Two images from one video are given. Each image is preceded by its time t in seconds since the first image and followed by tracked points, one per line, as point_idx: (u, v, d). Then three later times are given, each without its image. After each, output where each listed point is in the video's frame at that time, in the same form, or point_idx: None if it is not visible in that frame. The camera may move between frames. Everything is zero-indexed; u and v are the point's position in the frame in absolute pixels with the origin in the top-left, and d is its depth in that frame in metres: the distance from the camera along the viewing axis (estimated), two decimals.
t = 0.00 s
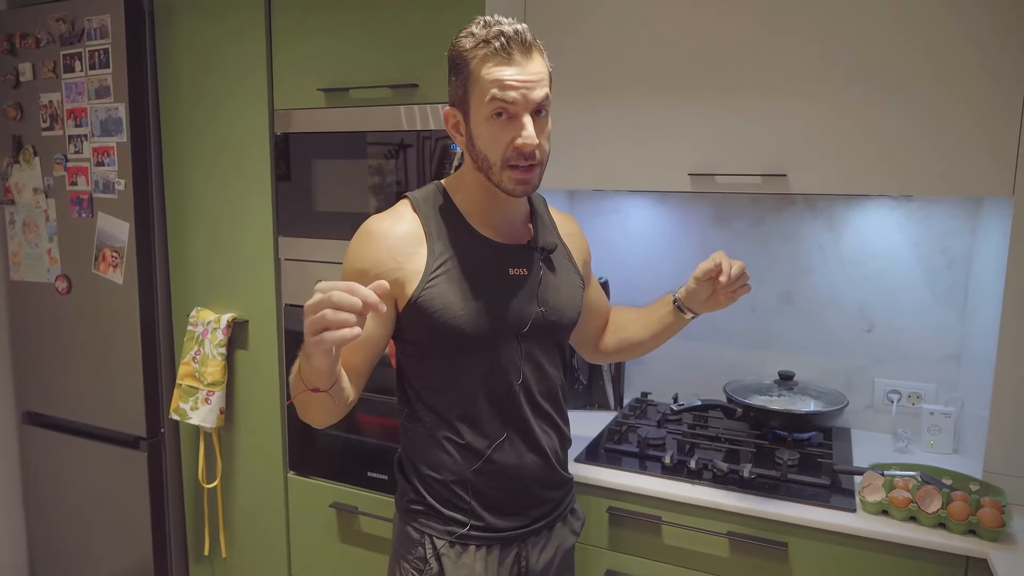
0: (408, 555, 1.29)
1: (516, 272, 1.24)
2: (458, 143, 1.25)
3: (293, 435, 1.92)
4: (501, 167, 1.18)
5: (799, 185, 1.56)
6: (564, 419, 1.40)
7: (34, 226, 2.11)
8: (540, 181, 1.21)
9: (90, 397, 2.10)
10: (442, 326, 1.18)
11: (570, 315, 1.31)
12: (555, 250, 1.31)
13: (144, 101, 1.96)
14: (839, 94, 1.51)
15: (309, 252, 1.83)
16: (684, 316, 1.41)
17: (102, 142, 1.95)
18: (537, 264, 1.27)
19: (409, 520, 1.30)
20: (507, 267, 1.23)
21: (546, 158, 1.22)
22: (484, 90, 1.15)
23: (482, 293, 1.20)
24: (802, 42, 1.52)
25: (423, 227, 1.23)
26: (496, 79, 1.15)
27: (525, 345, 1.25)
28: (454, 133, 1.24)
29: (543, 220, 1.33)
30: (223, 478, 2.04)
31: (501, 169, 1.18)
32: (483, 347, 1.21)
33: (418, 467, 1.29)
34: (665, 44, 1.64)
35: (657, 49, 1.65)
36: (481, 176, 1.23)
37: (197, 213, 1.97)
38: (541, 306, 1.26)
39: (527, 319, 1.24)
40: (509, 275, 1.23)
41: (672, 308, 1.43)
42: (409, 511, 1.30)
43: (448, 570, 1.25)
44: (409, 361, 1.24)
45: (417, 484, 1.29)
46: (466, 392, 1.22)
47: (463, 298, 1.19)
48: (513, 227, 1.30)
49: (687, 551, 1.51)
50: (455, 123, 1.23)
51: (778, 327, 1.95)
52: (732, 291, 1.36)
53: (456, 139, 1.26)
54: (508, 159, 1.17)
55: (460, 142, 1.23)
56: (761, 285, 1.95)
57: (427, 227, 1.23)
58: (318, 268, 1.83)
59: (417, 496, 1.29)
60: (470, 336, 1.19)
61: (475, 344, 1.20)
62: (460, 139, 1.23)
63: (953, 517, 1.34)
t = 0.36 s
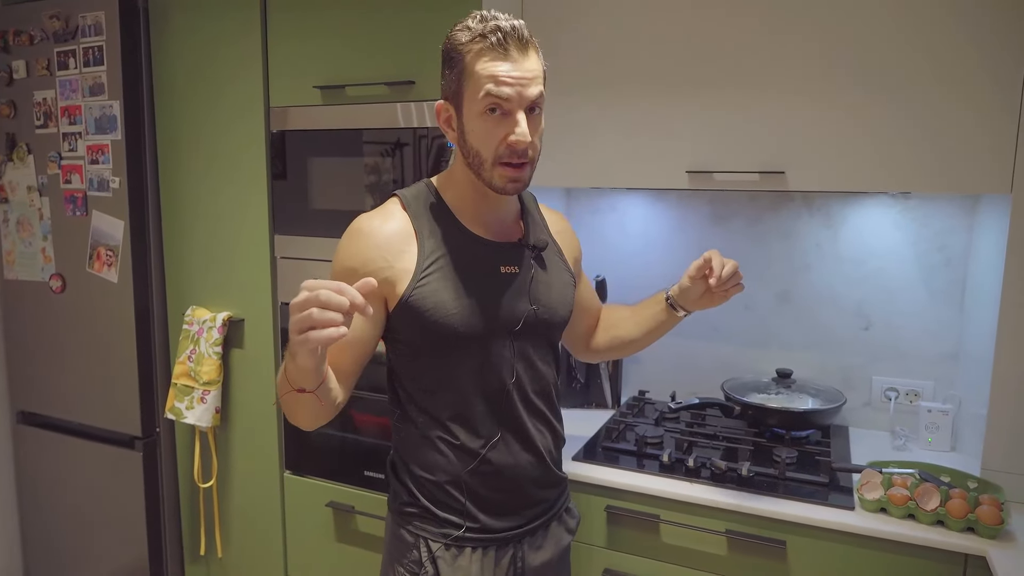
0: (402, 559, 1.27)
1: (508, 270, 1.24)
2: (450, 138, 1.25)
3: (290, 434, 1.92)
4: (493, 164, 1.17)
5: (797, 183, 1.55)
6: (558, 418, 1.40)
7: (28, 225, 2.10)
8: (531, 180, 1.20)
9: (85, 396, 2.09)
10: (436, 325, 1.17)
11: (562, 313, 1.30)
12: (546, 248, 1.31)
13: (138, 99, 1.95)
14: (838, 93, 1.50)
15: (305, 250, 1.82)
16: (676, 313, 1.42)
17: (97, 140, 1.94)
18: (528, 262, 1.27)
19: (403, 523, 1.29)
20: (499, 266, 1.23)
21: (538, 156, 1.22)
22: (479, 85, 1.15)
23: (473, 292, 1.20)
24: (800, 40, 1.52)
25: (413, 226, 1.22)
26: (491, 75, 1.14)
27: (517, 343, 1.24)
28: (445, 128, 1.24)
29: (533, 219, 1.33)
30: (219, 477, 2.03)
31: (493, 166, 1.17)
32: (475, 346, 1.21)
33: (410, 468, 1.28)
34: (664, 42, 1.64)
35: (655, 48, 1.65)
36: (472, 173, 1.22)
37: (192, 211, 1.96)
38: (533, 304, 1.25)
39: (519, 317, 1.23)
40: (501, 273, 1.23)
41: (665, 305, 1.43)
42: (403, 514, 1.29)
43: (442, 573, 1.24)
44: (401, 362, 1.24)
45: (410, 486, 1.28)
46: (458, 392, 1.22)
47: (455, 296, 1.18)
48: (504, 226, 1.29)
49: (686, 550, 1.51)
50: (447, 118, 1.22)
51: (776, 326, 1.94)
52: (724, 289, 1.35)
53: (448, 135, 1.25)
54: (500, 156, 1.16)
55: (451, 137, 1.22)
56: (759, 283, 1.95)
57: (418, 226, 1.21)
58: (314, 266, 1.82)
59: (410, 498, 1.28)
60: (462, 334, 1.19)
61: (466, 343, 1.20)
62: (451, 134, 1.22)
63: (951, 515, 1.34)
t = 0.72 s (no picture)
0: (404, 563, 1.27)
1: (503, 271, 1.23)
2: (464, 134, 1.19)
3: (285, 435, 1.91)
4: (529, 167, 1.18)
5: (794, 183, 1.55)
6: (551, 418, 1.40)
7: (21, 225, 2.08)
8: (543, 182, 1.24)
9: (78, 398, 2.08)
10: (435, 328, 1.16)
11: (554, 313, 1.31)
12: (536, 248, 1.32)
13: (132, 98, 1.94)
14: (835, 93, 1.50)
15: (301, 251, 1.82)
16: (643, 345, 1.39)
17: (90, 139, 1.93)
18: (521, 262, 1.27)
19: (403, 527, 1.28)
20: (495, 267, 1.22)
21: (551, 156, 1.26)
22: (526, 90, 1.13)
23: (473, 293, 1.18)
24: (797, 40, 1.52)
25: (406, 227, 1.19)
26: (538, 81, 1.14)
27: (514, 345, 1.24)
28: (463, 125, 1.18)
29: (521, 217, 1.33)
30: (214, 478, 2.02)
31: (527, 168, 1.18)
32: (471, 349, 1.19)
33: (408, 471, 1.28)
34: (659, 41, 1.64)
35: (652, 48, 1.64)
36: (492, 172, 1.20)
37: (186, 211, 1.95)
38: (528, 305, 1.25)
39: (516, 318, 1.23)
40: (497, 275, 1.22)
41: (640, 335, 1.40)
42: (402, 519, 1.28)
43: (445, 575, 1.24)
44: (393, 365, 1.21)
45: (410, 490, 1.27)
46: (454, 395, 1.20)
47: (457, 299, 1.17)
48: (497, 225, 1.30)
49: (681, 550, 1.50)
50: (467, 114, 1.16)
51: (772, 326, 1.94)
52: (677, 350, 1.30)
53: (460, 130, 1.20)
54: (537, 159, 1.18)
55: (472, 135, 1.18)
56: (755, 283, 1.95)
57: (411, 227, 1.19)
58: (309, 267, 1.81)
59: (410, 502, 1.28)
60: (461, 337, 1.18)
61: (464, 346, 1.18)
62: (472, 132, 1.17)
63: (948, 514, 1.33)
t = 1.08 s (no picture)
0: (420, 561, 1.30)
1: (522, 270, 1.27)
2: (471, 135, 1.22)
3: (280, 438, 1.92)
4: (526, 163, 1.19)
5: (783, 188, 1.57)
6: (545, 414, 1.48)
7: (16, 229, 2.08)
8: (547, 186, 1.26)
9: (73, 401, 2.08)
10: (471, 326, 1.18)
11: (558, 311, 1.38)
12: (541, 249, 1.38)
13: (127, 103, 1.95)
14: (824, 100, 1.52)
15: (296, 254, 1.83)
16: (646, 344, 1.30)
17: (85, 144, 1.94)
18: (536, 264, 1.33)
19: (417, 527, 1.31)
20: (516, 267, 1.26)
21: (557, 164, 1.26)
22: (524, 86, 1.17)
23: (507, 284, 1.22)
24: (787, 46, 1.54)
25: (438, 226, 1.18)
26: (537, 80, 1.17)
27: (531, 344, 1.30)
28: (467, 124, 1.21)
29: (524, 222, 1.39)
30: (209, 481, 2.03)
31: (527, 164, 1.19)
32: (502, 342, 1.23)
33: (421, 473, 1.30)
34: (651, 48, 1.66)
35: (645, 54, 1.66)
36: (496, 169, 1.21)
37: (182, 215, 1.96)
38: (542, 303, 1.30)
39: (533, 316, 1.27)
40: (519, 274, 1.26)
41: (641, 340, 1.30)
42: (417, 519, 1.31)
43: (463, 571, 1.29)
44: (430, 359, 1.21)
45: (423, 491, 1.30)
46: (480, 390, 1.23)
47: (495, 291, 1.20)
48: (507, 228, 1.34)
49: (673, 551, 1.52)
50: (473, 113, 1.19)
51: (763, 328, 1.96)
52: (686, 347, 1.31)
53: (467, 130, 1.22)
54: (535, 156, 1.19)
55: (474, 132, 1.20)
56: (746, 287, 1.97)
57: (443, 227, 1.18)
58: (304, 271, 1.82)
59: (424, 503, 1.30)
60: (492, 332, 1.20)
61: (490, 342, 1.21)
62: (476, 130, 1.20)
63: (934, 515, 1.36)
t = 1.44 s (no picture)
0: (414, 554, 1.32)
1: (525, 275, 1.27)
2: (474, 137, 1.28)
3: (278, 438, 1.92)
4: (503, 158, 1.19)
5: (781, 187, 1.58)
6: (553, 418, 1.48)
7: (13, 228, 2.08)
8: (538, 184, 1.23)
9: (71, 401, 2.08)
10: (459, 329, 1.19)
11: (566, 316, 1.37)
12: (552, 256, 1.37)
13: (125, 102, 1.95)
14: (822, 99, 1.53)
15: (294, 254, 1.83)
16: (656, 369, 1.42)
17: (82, 143, 1.94)
18: (542, 268, 1.32)
19: (413, 521, 1.33)
20: (518, 271, 1.27)
21: (550, 163, 1.23)
22: (503, 80, 1.19)
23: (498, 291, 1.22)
24: (786, 46, 1.55)
25: (437, 230, 1.21)
26: (518, 73, 1.19)
27: (531, 348, 1.29)
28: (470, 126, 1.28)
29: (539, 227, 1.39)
30: (206, 481, 2.03)
31: (503, 159, 1.19)
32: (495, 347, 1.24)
33: (420, 469, 1.32)
34: (650, 47, 1.66)
35: (644, 54, 1.67)
36: (486, 167, 1.24)
37: (179, 215, 1.96)
38: (545, 309, 1.30)
39: (534, 321, 1.27)
40: (519, 278, 1.26)
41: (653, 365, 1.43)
42: (414, 513, 1.33)
43: (456, 567, 1.29)
44: (412, 364, 1.25)
45: (421, 486, 1.33)
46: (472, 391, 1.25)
47: (481, 296, 1.20)
48: (516, 233, 1.34)
49: (670, 550, 1.53)
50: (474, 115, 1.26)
51: (760, 328, 1.97)
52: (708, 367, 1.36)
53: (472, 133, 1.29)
54: (510, 150, 1.18)
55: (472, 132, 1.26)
56: (744, 287, 1.97)
57: (442, 230, 1.21)
58: (302, 271, 1.82)
59: (421, 497, 1.33)
60: (478, 336, 1.21)
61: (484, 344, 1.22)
62: (474, 130, 1.26)
63: (931, 513, 1.36)
